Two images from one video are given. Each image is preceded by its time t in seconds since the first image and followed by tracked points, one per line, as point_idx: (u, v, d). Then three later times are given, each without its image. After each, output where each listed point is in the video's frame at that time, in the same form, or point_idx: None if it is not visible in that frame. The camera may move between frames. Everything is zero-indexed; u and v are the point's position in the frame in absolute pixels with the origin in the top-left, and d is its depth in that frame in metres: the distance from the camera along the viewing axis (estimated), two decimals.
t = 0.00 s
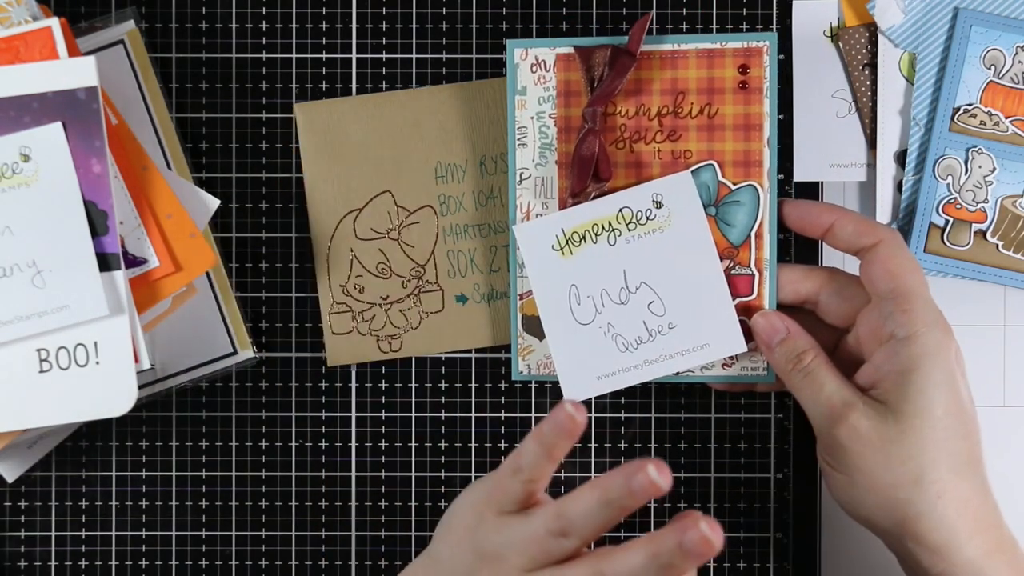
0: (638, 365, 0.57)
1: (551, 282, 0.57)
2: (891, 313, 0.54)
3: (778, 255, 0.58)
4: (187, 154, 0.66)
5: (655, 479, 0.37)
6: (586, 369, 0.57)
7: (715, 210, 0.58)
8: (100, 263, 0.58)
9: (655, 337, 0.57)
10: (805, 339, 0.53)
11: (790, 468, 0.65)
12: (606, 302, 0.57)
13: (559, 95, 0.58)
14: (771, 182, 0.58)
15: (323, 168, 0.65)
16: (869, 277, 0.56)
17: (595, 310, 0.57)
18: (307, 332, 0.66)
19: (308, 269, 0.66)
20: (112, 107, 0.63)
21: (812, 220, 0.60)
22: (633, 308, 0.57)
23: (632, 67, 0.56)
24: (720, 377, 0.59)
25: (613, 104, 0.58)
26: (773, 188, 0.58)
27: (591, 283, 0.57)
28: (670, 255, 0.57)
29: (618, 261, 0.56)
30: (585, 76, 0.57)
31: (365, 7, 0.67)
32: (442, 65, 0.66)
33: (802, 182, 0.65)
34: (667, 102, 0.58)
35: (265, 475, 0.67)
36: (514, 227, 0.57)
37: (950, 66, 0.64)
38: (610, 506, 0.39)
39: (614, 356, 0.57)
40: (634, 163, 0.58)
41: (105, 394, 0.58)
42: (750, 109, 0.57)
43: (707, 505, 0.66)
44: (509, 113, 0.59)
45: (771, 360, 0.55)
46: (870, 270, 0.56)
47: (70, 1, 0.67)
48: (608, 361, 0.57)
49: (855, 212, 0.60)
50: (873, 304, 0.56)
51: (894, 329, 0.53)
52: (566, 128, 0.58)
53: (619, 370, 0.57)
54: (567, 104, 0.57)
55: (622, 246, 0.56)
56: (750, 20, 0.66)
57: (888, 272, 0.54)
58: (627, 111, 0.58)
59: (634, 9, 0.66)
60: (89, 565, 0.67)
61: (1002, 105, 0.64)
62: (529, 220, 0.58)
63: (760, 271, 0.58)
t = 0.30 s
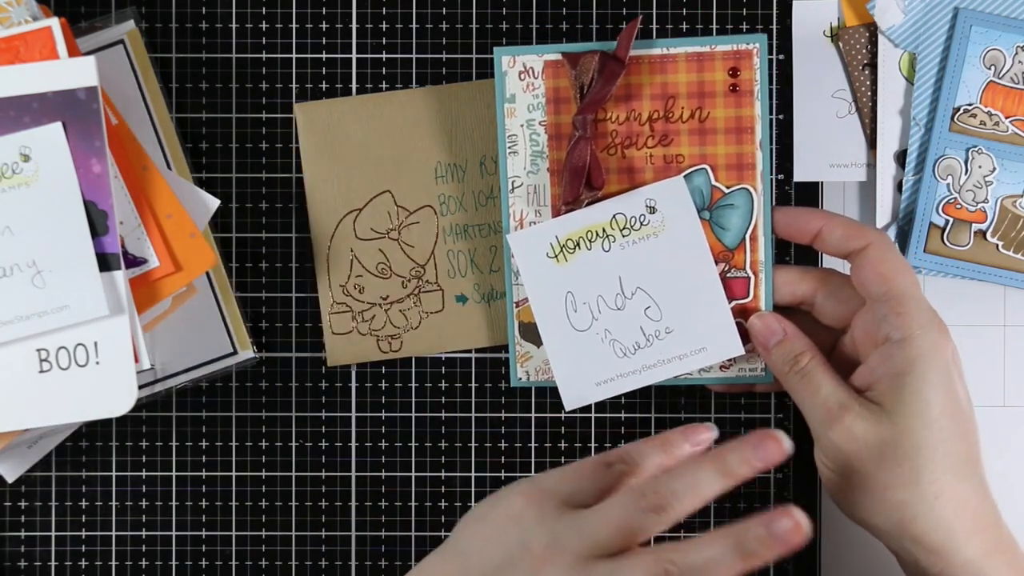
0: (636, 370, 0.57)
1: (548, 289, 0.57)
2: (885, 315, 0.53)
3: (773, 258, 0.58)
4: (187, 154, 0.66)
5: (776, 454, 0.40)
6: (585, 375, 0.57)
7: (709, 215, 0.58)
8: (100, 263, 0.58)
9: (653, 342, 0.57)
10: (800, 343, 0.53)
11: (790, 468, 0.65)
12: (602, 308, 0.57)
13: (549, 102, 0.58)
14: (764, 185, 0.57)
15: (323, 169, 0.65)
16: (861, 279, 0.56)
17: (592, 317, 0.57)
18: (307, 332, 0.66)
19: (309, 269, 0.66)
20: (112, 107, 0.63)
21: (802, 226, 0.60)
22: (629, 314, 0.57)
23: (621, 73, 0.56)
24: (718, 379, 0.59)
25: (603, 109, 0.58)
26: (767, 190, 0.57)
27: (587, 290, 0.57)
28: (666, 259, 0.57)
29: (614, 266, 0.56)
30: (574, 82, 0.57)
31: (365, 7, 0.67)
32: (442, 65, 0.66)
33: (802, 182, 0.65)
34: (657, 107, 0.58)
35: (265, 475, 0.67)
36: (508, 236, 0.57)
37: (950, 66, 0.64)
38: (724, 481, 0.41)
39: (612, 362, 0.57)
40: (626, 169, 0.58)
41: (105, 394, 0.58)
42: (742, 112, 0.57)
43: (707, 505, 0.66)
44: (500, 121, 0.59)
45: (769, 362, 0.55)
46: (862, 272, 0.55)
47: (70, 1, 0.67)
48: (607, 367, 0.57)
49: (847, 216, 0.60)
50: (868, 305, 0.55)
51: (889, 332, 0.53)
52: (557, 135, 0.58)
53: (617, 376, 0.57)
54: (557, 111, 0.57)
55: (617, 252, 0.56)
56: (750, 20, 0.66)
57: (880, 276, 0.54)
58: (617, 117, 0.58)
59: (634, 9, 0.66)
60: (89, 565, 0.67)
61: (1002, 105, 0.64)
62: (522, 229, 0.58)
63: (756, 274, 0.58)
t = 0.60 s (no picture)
0: (637, 371, 0.57)
1: (550, 289, 0.57)
2: (887, 315, 0.54)
3: (774, 258, 0.58)
4: (187, 154, 0.66)
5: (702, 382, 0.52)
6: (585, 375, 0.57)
7: (710, 215, 0.58)
8: (100, 263, 0.58)
9: (654, 342, 0.57)
10: (801, 344, 0.54)
11: (790, 468, 0.65)
12: (604, 308, 0.57)
13: (551, 102, 0.58)
14: (765, 186, 0.57)
15: (323, 169, 0.65)
16: (862, 280, 0.56)
17: (593, 317, 0.57)
18: (307, 332, 0.66)
19: (308, 269, 0.66)
20: (112, 107, 0.63)
21: (803, 227, 0.60)
22: (630, 315, 0.57)
23: (623, 73, 0.56)
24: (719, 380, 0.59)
25: (605, 110, 0.58)
26: (768, 190, 0.57)
27: (588, 290, 0.57)
28: (666, 260, 0.57)
29: (615, 266, 0.56)
30: (576, 83, 0.57)
31: (365, 7, 0.67)
32: (442, 65, 0.66)
33: (802, 182, 0.65)
34: (659, 108, 0.58)
35: (265, 475, 0.67)
36: (509, 236, 0.57)
37: (950, 66, 0.64)
38: (698, 482, 0.48)
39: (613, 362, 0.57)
40: (627, 169, 0.58)
41: (105, 394, 0.58)
42: (743, 113, 0.57)
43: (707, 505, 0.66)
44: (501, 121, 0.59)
45: (771, 363, 0.55)
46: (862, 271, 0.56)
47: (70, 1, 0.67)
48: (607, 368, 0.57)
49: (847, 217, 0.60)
50: (868, 306, 0.56)
51: (890, 332, 0.53)
52: (559, 135, 0.58)
53: (618, 376, 0.57)
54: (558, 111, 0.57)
55: (618, 253, 0.56)
56: (750, 20, 0.66)
57: (880, 276, 0.55)
58: (618, 118, 0.58)
59: (634, 9, 0.66)
60: (89, 565, 0.67)
61: (1002, 105, 0.64)
62: (524, 229, 0.58)
63: (757, 274, 0.58)
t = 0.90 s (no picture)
0: (640, 367, 0.58)
1: (553, 287, 0.57)
2: (891, 315, 0.53)
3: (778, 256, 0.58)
4: (187, 154, 0.66)
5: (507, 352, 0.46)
6: (588, 371, 0.58)
7: (715, 212, 0.57)
8: (100, 263, 0.58)
9: (657, 339, 0.57)
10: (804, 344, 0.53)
11: (790, 468, 0.65)
12: (607, 305, 0.57)
13: (558, 99, 0.58)
14: (771, 184, 0.58)
15: (323, 168, 0.65)
16: (867, 278, 0.56)
17: (597, 314, 0.57)
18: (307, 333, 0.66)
19: (308, 269, 0.66)
20: (112, 107, 0.63)
21: (808, 224, 0.60)
22: (634, 311, 0.57)
23: (630, 69, 0.56)
24: (721, 379, 0.59)
25: (612, 106, 0.58)
26: (773, 188, 0.58)
27: (592, 287, 0.57)
28: (673, 257, 0.57)
29: (618, 264, 0.57)
30: (584, 79, 0.57)
31: (365, 7, 0.67)
32: (442, 65, 0.66)
33: (802, 182, 0.65)
34: (666, 104, 0.58)
35: (265, 475, 0.67)
36: (514, 231, 0.57)
37: (950, 66, 0.64)
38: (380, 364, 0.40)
39: (615, 359, 0.58)
40: (633, 166, 0.58)
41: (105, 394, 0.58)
42: (750, 111, 0.57)
43: (707, 505, 0.66)
44: (508, 116, 0.59)
45: (774, 362, 0.55)
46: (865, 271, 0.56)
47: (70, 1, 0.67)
48: (609, 364, 0.58)
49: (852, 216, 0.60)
50: (872, 306, 0.55)
51: (894, 331, 0.53)
52: (565, 131, 0.58)
53: (620, 372, 0.58)
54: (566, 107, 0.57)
55: (622, 250, 0.56)
56: (750, 20, 0.66)
57: (885, 275, 0.54)
58: (626, 114, 0.58)
59: (634, 9, 0.66)
60: (89, 565, 0.67)
61: (1002, 105, 0.64)
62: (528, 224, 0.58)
63: (761, 272, 0.58)
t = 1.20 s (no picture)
0: (640, 367, 0.57)
1: (552, 285, 0.57)
2: (890, 314, 0.53)
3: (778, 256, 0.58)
4: (187, 154, 0.66)
5: (479, 319, 0.48)
6: (588, 371, 0.58)
7: (715, 212, 0.58)
8: (100, 263, 0.58)
9: (657, 339, 0.57)
10: (803, 345, 0.53)
11: (790, 468, 0.66)
12: (607, 304, 0.57)
13: (557, 99, 0.58)
14: (771, 184, 0.57)
15: (322, 167, 0.65)
16: (867, 278, 0.56)
17: (597, 313, 0.57)
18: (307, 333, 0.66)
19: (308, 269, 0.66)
20: (112, 106, 0.63)
21: (809, 223, 0.60)
22: (634, 311, 0.57)
23: (630, 70, 0.56)
24: (721, 378, 0.59)
25: (612, 106, 0.58)
26: (774, 188, 0.58)
27: (593, 286, 0.57)
28: (671, 258, 0.57)
29: (619, 264, 0.57)
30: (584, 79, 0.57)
31: (365, 7, 0.67)
32: (442, 65, 0.66)
33: (802, 183, 0.65)
34: (666, 105, 0.58)
35: (265, 475, 0.67)
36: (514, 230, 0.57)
37: (950, 66, 0.64)
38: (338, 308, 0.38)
39: (616, 359, 0.58)
40: (633, 166, 0.58)
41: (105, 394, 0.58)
42: (750, 111, 0.57)
43: (707, 505, 0.66)
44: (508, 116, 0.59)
45: (774, 361, 0.55)
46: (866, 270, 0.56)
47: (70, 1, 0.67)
48: (609, 364, 0.58)
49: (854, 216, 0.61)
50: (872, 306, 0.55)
51: (894, 332, 0.52)
52: (565, 131, 0.58)
53: (620, 373, 0.58)
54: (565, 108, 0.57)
55: (623, 249, 0.56)
56: (750, 20, 0.66)
57: (886, 276, 0.54)
58: (626, 114, 0.58)
59: (634, 9, 0.66)
60: (89, 565, 0.67)
61: (1002, 105, 0.64)
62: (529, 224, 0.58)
63: (762, 272, 0.58)
